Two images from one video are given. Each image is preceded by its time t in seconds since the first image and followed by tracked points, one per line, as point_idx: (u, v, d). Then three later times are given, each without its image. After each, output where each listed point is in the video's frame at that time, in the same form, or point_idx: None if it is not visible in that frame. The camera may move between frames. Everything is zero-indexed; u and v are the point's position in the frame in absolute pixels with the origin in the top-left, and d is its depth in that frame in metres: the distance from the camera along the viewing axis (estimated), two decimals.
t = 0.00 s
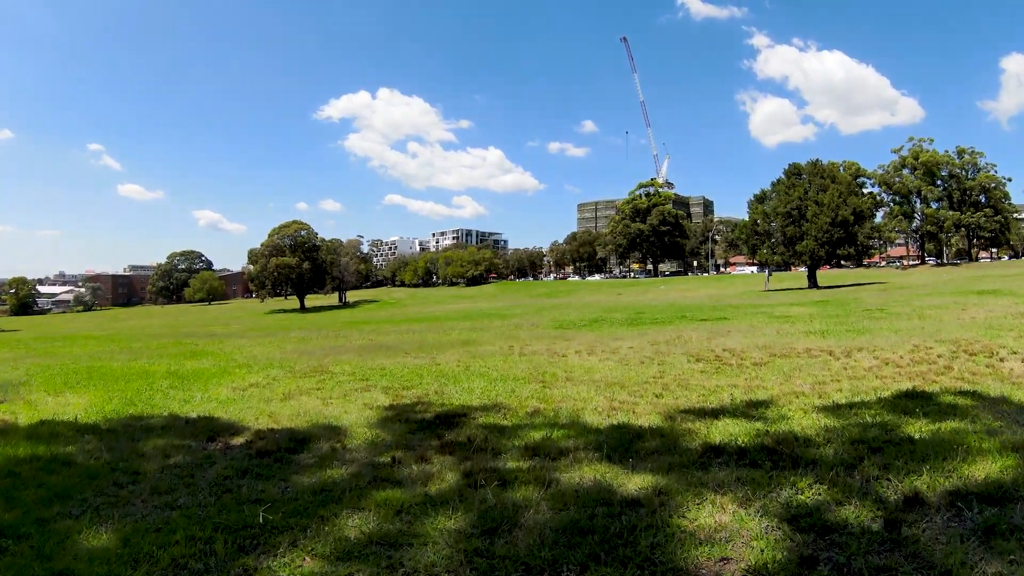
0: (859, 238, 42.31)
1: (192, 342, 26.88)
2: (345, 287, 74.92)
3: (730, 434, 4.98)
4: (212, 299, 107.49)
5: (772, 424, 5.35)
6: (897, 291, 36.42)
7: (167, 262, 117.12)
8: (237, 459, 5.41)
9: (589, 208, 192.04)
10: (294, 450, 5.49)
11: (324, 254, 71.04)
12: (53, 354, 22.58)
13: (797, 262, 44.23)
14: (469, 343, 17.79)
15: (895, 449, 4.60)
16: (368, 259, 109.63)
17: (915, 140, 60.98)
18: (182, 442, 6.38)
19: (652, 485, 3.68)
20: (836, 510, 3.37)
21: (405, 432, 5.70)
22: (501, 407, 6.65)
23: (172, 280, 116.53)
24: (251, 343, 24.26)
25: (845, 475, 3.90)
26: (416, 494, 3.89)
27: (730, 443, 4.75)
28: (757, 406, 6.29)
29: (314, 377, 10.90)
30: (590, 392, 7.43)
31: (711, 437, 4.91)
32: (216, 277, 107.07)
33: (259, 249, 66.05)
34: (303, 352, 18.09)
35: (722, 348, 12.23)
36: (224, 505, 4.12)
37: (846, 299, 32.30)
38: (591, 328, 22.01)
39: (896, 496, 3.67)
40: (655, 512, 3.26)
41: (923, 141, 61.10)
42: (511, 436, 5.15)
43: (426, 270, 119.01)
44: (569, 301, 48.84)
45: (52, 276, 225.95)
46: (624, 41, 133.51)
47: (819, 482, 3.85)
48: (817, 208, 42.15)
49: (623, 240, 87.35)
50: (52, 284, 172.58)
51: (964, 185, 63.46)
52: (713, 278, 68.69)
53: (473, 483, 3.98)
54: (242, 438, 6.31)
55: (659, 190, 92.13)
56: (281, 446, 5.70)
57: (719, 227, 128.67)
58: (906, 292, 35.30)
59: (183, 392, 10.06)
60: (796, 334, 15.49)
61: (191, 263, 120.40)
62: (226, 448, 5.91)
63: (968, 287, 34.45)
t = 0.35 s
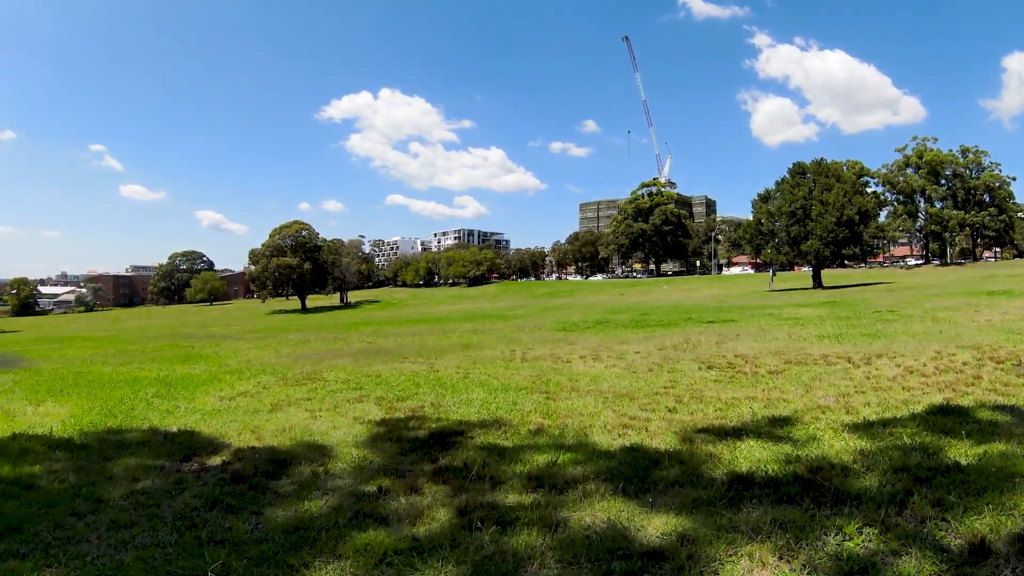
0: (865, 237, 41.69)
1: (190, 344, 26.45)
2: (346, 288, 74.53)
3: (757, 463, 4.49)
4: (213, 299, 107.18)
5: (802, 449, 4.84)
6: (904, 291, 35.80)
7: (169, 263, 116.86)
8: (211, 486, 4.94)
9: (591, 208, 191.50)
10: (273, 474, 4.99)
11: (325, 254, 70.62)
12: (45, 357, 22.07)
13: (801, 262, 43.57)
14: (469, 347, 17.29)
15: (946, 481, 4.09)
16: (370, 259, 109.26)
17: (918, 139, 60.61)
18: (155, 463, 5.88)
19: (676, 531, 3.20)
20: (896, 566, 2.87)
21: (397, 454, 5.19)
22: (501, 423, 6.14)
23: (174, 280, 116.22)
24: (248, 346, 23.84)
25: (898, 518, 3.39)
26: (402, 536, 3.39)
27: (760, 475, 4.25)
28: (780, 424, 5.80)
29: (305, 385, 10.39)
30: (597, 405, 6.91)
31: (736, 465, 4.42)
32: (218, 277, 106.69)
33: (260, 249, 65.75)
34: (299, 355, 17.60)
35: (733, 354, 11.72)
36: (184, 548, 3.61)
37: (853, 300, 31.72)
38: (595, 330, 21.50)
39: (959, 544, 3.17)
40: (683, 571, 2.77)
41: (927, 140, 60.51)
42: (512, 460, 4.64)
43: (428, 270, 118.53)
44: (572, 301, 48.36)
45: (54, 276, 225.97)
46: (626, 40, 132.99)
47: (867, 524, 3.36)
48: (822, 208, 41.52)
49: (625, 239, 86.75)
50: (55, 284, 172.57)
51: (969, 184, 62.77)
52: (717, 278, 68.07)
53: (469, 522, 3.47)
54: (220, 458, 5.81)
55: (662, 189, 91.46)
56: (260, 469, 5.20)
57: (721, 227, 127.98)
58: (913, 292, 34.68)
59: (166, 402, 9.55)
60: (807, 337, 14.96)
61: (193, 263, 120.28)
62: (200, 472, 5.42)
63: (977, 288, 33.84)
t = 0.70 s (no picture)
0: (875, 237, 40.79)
1: (189, 346, 26.03)
2: (350, 288, 74.14)
3: (805, 504, 3.90)
4: (218, 299, 107.06)
5: (856, 489, 4.24)
6: (917, 292, 34.90)
7: (175, 263, 116.92)
8: (170, 521, 4.32)
9: (597, 208, 190.73)
10: (242, 506, 4.39)
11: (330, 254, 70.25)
12: (39, 359, 21.53)
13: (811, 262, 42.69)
14: (473, 350, 16.68)
15: None
16: (375, 259, 109.03)
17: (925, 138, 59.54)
18: (118, 489, 5.27)
19: None
20: None
21: (385, 482, 4.56)
22: (505, 443, 5.49)
23: (179, 280, 116.39)
24: (247, 348, 23.30)
25: None
26: None
27: (812, 520, 3.64)
28: (822, 450, 5.25)
29: (296, 394, 9.79)
30: (610, 421, 6.25)
31: (781, 507, 3.81)
32: (223, 277, 106.57)
33: (265, 250, 65.57)
34: (297, 359, 17.02)
35: (753, 361, 11.04)
36: None
37: (866, 301, 30.87)
38: (603, 333, 20.87)
39: None
40: None
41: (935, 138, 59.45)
42: (517, 494, 4.01)
43: (433, 270, 118.18)
44: (579, 301, 47.73)
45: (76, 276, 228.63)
46: (631, 39, 132.29)
47: None
48: (832, 207, 40.64)
49: (631, 239, 86.07)
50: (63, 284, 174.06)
51: (978, 183, 61.64)
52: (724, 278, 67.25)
53: None
54: (189, 484, 5.22)
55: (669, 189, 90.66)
56: (230, 498, 4.61)
57: (728, 226, 126.84)
58: (927, 293, 33.79)
59: (145, 412, 8.95)
60: (827, 342, 14.23)
61: (198, 263, 120.59)
62: (163, 501, 4.83)
63: (994, 288, 32.90)
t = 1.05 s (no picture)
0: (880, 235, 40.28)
1: (187, 348, 25.64)
2: (351, 288, 73.68)
3: (845, 533, 4.04)
4: (218, 300, 106.59)
5: (888, 511, 4.35)
6: (925, 291, 34.41)
7: (175, 263, 116.39)
8: (135, 549, 4.00)
9: (599, 207, 190.22)
10: (212, 534, 4.14)
11: (331, 254, 69.79)
12: (29, 363, 21.05)
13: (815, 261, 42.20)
14: (473, 353, 16.32)
15: None
16: (376, 259, 108.66)
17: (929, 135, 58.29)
18: (84, 509, 4.86)
19: None
20: None
21: (372, 507, 4.47)
22: (506, 460, 5.54)
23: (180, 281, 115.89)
24: (244, 350, 22.94)
25: None
26: None
27: (856, 555, 3.76)
28: (854, 466, 5.29)
29: (287, 400, 9.44)
30: (619, 433, 6.32)
31: (816, 539, 3.95)
32: (223, 277, 106.11)
33: (265, 250, 65.23)
34: (294, 362, 16.66)
35: (765, 365, 10.74)
36: None
37: (873, 300, 30.40)
38: (607, 334, 20.50)
39: None
40: None
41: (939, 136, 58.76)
42: (518, 523, 4.12)
43: (435, 270, 117.60)
44: (582, 301, 47.30)
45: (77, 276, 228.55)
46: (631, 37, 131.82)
47: None
48: (836, 205, 40.13)
49: (633, 238, 85.58)
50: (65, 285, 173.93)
51: (981, 181, 60.98)
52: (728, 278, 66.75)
53: None
54: (161, 504, 4.88)
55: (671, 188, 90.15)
56: (203, 524, 4.34)
57: (730, 225, 126.12)
58: (934, 292, 33.31)
59: (128, 421, 8.52)
60: (839, 343, 13.86)
61: (198, 263, 120.22)
62: (130, 525, 4.50)
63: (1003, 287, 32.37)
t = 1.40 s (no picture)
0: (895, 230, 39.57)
1: (198, 351, 25.66)
2: (364, 289, 73.90)
3: (883, 545, 3.78)
4: (233, 302, 107.55)
5: (924, 518, 4.10)
6: (943, 286, 33.62)
7: (190, 267, 117.51)
8: (131, 563, 3.92)
9: (612, 206, 189.45)
10: (213, 547, 4.10)
11: (344, 255, 70.05)
12: (44, 366, 21.19)
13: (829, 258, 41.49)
14: (486, 353, 16.14)
15: None
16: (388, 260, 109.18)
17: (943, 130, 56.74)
18: (84, 519, 4.75)
19: None
20: None
21: (378, 518, 4.44)
22: (520, 466, 5.51)
23: (194, 284, 117.04)
24: (256, 353, 22.94)
25: None
26: None
27: (899, 570, 3.52)
28: (888, 472, 4.96)
29: (297, 404, 9.28)
30: (638, 437, 6.28)
31: (854, 553, 3.72)
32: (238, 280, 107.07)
33: (278, 253, 65.67)
34: (305, 364, 16.54)
35: (785, 364, 10.41)
36: None
37: (891, 296, 29.69)
38: (620, 333, 20.23)
39: None
40: None
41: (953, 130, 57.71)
42: (534, 536, 4.04)
43: (448, 270, 117.71)
44: (595, 301, 46.94)
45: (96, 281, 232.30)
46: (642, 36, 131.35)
47: None
48: (850, 200, 39.41)
49: (645, 237, 85.05)
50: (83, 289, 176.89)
51: (995, 175, 59.76)
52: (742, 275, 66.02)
53: None
54: (162, 514, 4.79)
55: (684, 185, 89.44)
56: (205, 535, 4.28)
57: (743, 222, 124.98)
58: (952, 287, 32.54)
59: (134, 426, 8.39)
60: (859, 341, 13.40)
61: (212, 266, 121.20)
62: (129, 535, 4.40)
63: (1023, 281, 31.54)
